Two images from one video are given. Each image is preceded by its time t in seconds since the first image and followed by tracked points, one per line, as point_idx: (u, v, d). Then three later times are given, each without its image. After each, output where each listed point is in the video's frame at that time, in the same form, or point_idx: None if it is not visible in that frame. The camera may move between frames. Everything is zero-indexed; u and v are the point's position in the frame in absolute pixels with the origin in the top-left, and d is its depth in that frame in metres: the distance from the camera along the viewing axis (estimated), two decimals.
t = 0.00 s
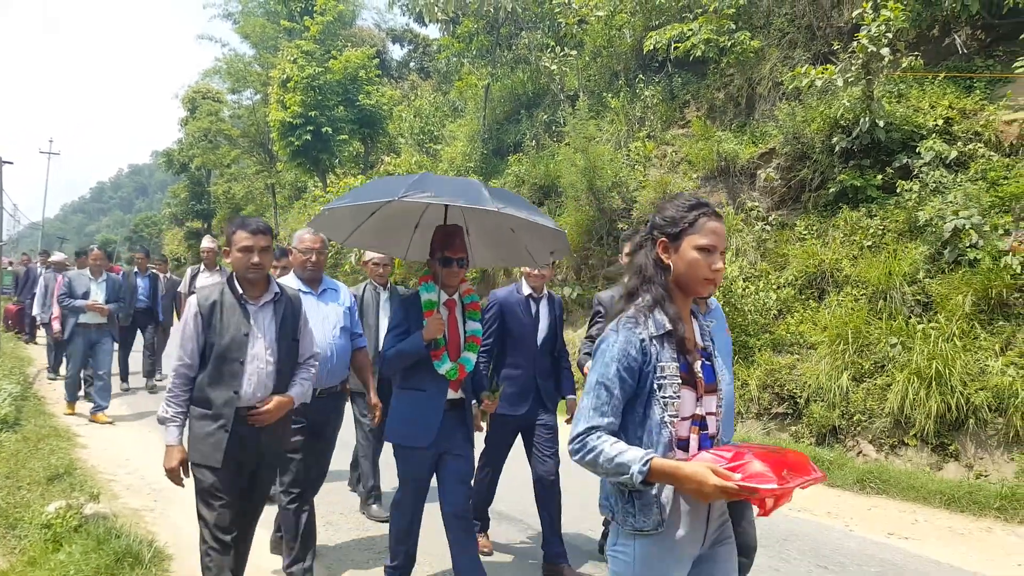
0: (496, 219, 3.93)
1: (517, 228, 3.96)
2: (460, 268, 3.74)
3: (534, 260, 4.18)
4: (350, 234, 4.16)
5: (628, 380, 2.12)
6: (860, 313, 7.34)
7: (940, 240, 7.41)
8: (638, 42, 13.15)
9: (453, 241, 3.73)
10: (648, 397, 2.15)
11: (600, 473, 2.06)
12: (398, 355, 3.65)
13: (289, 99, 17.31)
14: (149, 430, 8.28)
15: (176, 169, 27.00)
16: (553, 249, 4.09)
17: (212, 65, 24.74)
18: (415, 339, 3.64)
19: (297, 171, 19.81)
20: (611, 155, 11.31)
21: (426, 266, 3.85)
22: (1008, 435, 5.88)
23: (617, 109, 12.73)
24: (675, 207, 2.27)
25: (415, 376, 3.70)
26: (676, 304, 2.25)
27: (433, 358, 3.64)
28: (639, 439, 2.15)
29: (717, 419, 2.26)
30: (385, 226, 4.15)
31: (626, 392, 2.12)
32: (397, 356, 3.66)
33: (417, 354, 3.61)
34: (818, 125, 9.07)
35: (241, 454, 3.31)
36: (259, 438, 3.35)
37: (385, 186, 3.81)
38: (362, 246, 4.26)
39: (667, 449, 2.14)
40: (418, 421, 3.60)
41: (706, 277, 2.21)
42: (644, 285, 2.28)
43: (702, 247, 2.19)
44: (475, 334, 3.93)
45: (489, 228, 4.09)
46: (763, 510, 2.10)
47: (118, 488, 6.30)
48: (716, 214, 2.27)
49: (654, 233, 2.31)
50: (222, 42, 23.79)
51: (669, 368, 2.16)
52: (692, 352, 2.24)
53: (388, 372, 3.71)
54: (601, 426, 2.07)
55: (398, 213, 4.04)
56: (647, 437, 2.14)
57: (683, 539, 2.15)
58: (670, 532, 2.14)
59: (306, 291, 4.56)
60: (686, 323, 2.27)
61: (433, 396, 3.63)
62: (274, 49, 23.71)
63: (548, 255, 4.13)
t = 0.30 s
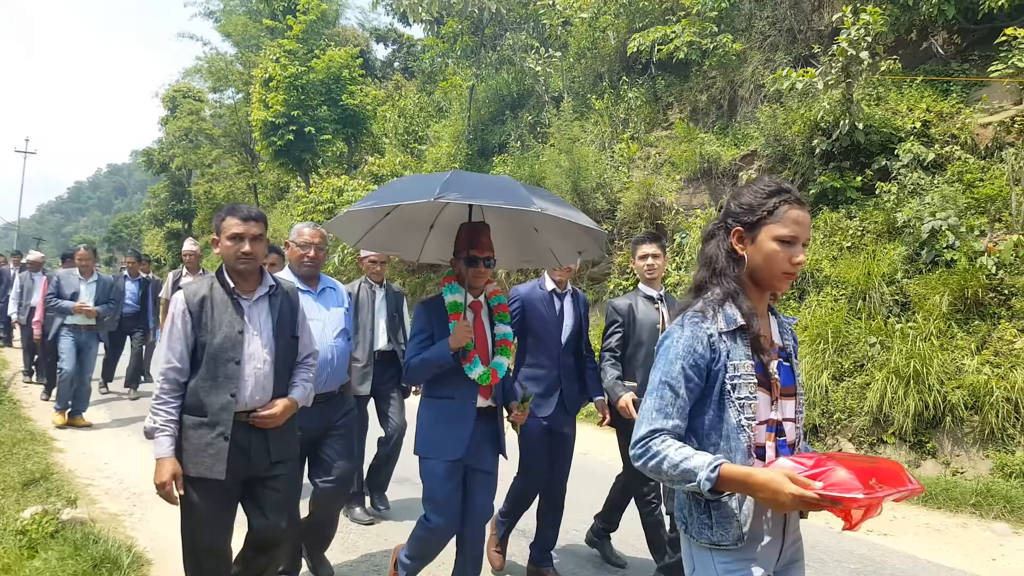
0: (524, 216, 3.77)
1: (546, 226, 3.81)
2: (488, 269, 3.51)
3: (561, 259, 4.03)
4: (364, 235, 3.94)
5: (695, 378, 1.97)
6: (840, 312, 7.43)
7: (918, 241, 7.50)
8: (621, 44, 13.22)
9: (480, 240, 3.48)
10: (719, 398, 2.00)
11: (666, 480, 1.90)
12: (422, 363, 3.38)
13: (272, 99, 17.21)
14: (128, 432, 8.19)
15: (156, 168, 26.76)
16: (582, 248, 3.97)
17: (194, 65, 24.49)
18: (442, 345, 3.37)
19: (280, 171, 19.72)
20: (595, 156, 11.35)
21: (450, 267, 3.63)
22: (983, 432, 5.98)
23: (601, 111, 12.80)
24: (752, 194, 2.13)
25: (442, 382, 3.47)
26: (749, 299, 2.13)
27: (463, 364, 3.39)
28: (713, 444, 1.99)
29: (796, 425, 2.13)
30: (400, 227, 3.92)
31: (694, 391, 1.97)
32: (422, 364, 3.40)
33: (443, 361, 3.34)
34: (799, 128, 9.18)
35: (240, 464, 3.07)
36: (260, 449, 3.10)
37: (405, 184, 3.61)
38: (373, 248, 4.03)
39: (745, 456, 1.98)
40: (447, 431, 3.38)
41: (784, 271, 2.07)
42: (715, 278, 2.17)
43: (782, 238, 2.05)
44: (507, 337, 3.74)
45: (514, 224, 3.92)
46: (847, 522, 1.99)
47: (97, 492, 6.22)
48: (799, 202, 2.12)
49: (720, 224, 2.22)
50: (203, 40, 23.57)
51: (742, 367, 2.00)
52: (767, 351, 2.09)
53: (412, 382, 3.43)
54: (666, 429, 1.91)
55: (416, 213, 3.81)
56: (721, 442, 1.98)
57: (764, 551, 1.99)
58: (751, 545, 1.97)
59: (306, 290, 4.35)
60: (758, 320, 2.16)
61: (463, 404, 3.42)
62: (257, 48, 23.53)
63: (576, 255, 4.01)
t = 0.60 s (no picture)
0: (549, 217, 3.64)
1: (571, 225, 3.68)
2: (505, 273, 3.40)
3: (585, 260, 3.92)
4: (379, 231, 3.81)
5: (773, 406, 1.75)
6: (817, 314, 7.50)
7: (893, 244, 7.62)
8: (601, 48, 13.30)
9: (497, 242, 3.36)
10: (799, 428, 1.78)
11: (741, 518, 1.71)
12: (439, 375, 3.21)
13: (250, 99, 17.01)
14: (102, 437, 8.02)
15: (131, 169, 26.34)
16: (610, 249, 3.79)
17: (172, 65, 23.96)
18: (456, 356, 3.21)
19: (258, 172, 19.53)
20: (576, 158, 11.35)
21: (463, 269, 3.49)
22: (957, 433, 6.06)
23: (581, 114, 12.82)
24: (840, 194, 1.90)
25: (455, 396, 3.31)
26: (839, 313, 1.90)
27: (477, 377, 3.25)
28: (788, 478, 1.78)
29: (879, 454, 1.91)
30: (417, 225, 3.83)
31: (771, 420, 1.76)
32: (438, 377, 3.21)
33: (460, 372, 3.17)
34: (777, 131, 9.24)
35: (251, 491, 2.83)
36: (270, 475, 2.87)
37: (426, 182, 3.43)
38: (387, 245, 3.91)
39: (827, 492, 1.75)
40: (461, 447, 3.22)
41: (882, 282, 1.87)
42: (798, 296, 1.91)
43: (881, 245, 1.85)
44: (523, 345, 3.58)
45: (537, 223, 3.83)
46: (953, 568, 1.66)
47: (71, 497, 6.06)
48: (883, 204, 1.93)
49: (796, 217, 1.96)
50: (180, 39, 23.26)
51: (826, 391, 1.77)
52: (852, 374, 1.86)
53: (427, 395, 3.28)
54: (740, 461, 1.72)
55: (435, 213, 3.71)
56: (797, 475, 1.77)
57: None
58: None
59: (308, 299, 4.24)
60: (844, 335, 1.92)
61: (477, 419, 3.27)
62: (235, 49, 23.28)
63: (604, 256, 3.84)
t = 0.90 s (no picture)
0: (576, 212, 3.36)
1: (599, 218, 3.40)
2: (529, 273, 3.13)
3: (615, 262, 3.61)
4: (391, 239, 3.48)
5: (890, 418, 1.58)
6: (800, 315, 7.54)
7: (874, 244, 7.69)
8: (584, 49, 13.32)
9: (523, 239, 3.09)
10: (916, 441, 1.60)
11: (859, 548, 1.56)
12: (466, 390, 2.92)
13: (231, 99, 16.80)
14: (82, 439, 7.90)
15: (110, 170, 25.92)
16: (643, 245, 3.46)
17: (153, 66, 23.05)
18: (484, 367, 2.92)
19: (240, 174, 19.33)
20: (560, 159, 11.31)
21: (482, 272, 3.25)
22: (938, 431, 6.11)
23: (565, 115, 12.78)
24: (942, 175, 1.72)
25: (482, 409, 3.02)
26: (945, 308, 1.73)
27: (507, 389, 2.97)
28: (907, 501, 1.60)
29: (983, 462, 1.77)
30: (434, 230, 3.51)
31: (887, 434, 1.59)
32: (463, 390, 2.93)
33: (489, 385, 2.88)
34: (759, 133, 9.36)
35: (289, 505, 2.69)
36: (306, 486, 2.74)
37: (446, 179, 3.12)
38: (399, 253, 3.56)
39: (952, 513, 1.58)
40: (492, 464, 2.90)
41: (991, 270, 1.70)
42: (905, 287, 1.72)
43: (993, 230, 1.69)
44: (549, 349, 3.34)
45: (563, 220, 3.56)
46: None
47: (53, 499, 5.96)
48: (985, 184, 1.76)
49: (885, 200, 1.80)
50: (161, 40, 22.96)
51: (943, 399, 1.61)
52: (962, 375, 1.70)
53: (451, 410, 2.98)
54: (854, 484, 1.56)
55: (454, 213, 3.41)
56: (917, 495, 1.59)
57: None
58: None
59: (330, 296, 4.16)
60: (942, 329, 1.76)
61: (508, 432, 2.96)
62: (217, 49, 22.99)
63: (636, 254, 3.51)
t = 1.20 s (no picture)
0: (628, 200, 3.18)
1: (654, 209, 3.24)
2: (577, 271, 2.82)
3: (662, 256, 3.44)
4: (425, 228, 3.25)
5: None
6: (790, 316, 7.55)
7: (865, 246, 7.72)
8: (576, 49, 13.32)
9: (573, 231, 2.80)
10: None
11: None
12: (513, 397, 2.61)
13: (223, 99, 16.70)
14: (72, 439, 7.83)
15: (101, 170, 25.73)
16: (696, 238, 3.31)
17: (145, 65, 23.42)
18: (532, 370, 2.62)
19: (232, 174, 19.21)
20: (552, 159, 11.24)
21: (524, 268, 2.93)
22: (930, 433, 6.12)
23: (557, 116, 12.75)
24: None
25: (525, 420, 2.69)
26: None
27: (554, 395, 2.69)
28: None
29: None
30: (471, 220, 3.28)
31: None
32: (506, 398, 2.62)
33: (539, 392, 2.58)
34: (750, 134, 9.36)
35: (322, 526, 2.50)
36: (343, 502, 2.57)
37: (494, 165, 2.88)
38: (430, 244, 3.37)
39: None
40: (535, 483, 2.62)
41: None
42: None
43: None
44: (597, 355, 3.04)
45: (611, 211, 3.38)
46: None
47: (42, 501, 5.88)
48: None
49: None
50: (152, 39, 22.81)
51: None
52: None
53: (492, 418, 2.67)
54: (997, 522, 1.40)
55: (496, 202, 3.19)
56: None
57: None
58: None
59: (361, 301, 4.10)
60: None
61: (553, 445, 2.67)
62: (208, 49, 22.87)
63: (687, 247, 3.37)
